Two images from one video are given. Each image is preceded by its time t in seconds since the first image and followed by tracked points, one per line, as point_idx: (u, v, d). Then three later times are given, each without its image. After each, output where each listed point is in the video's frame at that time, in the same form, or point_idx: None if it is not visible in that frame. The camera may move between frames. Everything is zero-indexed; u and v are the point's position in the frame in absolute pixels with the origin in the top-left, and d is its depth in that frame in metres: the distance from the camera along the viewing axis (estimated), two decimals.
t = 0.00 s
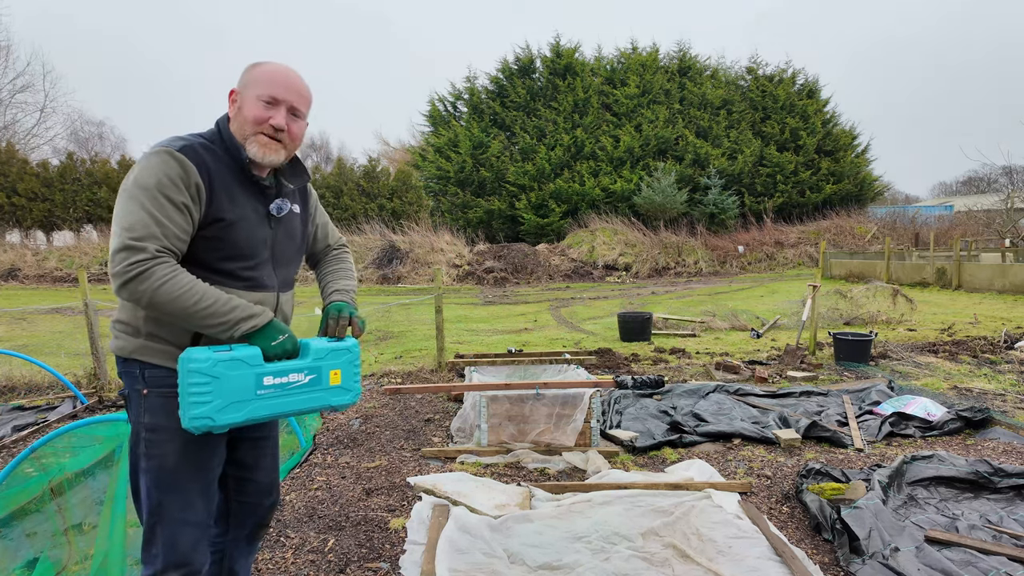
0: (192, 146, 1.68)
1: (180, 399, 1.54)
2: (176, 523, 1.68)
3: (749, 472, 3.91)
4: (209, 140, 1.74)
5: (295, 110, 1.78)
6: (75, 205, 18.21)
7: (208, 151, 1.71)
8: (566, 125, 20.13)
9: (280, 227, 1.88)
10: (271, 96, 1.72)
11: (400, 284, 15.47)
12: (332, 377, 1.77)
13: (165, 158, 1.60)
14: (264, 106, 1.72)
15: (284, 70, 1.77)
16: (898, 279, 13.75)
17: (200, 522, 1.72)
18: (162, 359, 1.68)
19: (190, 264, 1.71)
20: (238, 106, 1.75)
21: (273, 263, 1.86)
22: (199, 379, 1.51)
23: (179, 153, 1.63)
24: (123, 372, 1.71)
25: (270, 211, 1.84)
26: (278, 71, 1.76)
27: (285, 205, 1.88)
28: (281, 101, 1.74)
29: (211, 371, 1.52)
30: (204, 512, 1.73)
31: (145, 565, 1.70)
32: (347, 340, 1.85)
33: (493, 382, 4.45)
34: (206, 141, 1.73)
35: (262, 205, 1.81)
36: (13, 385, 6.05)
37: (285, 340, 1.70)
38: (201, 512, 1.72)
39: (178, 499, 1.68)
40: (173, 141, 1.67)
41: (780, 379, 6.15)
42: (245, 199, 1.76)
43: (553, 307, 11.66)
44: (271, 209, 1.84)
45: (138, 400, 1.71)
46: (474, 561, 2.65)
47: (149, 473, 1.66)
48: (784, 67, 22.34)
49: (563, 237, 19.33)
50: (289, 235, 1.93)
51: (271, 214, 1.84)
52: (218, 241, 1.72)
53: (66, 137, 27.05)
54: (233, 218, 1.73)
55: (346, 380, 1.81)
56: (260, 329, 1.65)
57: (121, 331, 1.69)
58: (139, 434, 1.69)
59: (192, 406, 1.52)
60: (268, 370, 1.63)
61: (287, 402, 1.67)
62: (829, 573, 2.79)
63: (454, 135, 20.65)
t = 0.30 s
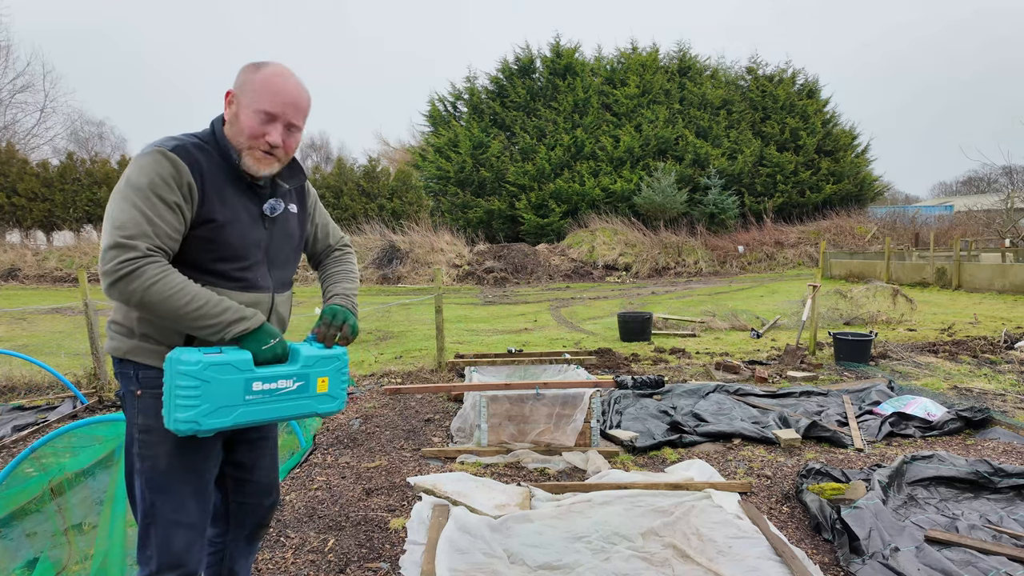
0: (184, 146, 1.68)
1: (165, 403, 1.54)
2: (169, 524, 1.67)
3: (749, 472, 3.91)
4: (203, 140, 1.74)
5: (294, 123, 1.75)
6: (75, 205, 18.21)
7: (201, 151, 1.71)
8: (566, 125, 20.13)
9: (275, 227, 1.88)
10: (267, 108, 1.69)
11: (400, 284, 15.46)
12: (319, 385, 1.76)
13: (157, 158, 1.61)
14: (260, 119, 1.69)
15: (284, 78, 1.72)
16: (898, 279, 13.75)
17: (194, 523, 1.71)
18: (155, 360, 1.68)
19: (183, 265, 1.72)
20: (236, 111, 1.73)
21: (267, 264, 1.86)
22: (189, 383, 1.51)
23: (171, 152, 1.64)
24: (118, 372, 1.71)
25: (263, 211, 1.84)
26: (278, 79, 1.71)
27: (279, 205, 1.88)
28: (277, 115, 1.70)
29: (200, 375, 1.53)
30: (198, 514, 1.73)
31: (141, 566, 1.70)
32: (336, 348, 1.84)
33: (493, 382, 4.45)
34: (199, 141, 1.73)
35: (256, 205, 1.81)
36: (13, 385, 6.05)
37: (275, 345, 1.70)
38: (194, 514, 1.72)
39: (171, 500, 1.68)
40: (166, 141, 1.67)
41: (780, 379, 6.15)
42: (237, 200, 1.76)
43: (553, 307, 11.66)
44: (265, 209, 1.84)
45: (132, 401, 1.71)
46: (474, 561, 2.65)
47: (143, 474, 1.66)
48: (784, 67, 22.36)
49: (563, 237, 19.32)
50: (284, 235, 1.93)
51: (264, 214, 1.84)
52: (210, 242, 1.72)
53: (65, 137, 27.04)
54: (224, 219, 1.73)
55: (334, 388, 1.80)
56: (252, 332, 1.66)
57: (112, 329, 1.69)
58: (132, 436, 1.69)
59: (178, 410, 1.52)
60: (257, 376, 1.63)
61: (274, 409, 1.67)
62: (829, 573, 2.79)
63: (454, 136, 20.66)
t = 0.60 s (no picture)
0: (185, 148, 1.67)
1: (187, 409, 1.54)
2: (169, 524, 1.67)
3: (749, 472, 3.91)
4: (205, 143, 1.73)
5: (302, 141, 1.74)
6: (75, 205, 18.20)
7: (202, 154, 1.70)
8: (566, 125, 20.13)
9: (274, 229, 1.88)
10: (279, 132, 1.67)
11: (400, 284, 15.47)
12: (338, 378, 1.79)
13: (159, 160, 1.61)
14: (273, 142, 1.69)
15: (297, 99, 1.69)
16: (898, 279, 13.76)
17: (193, 524, 1.71)
18: (154, 360, 1.67)
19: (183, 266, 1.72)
20: (244, 126, 1.70)
21: (267, 265, 1.87)
22: (214, 380, 1.53)
23: (173, 155, 1.64)
24: (117, 373, 1.71)
25: (264, 213, 1.84)
26: (292, 100, 1.68)
27: (280, 207, 1.88)
28: (292, 141, 1.71)
29: (224, 371, 1.54)
30: (198, 514, 1.72)
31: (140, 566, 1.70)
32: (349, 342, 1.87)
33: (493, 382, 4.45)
34: (200, 143, 1.72)
35: (256, 208, 1.81)
36: (13, 385, 6.06)
37: (291, 341, 1.71)
38: (194, 514, 1.72)
39: (172, 500, 1.68)
40: (167, 143, 1.67)
41: (780, 379, 6.15)
42: (239, 203, 1.76)
43: (553, 307, 11.66)
44: (265, 211, 1.84)
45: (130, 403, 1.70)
46: (474, 561, 2.65)
47: (143, 475, 1.66)
48: (784, 66, 22.36)
49: (563, 237, 19.32)
50: (283, 236, 1.94)
51: (265, 217, 1.84)
52: (211, 244, 1.72)
53: (66, 137, 27.04)
54: (226, 221, 1.73)
55: (351, 380, 1.82)
56: (265, 330, 1.68)
57: (112, 332, 1.69)
58: (132, 436, 1.69)
59: (203, 411, 1.52)
60: (278, 370, 1.65)
61: (297, 403, 1.68)
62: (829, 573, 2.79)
63: (454, 136, 20.67)
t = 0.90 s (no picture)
0: (190, 146, 1.67)
1: (219, 379, 1.54)
2: (176, 525, 1.67)
3: (749, 472, 3.91)
4: (207, 141, 1.73)
5: (302, 133, 1.74)
6: (75, 205, 18.20)
7: (206, 151, 1.70)
8: (566, 125, 20.13)
9: (275, 227, 1.89)
10: (280, 123, 1.67)
11: (400, 284, 15.47)
12: (346, 374, 1.81)
13: (168, 157, 1.61)
14: (272, 134, 1.68)
15: (296, 94, 1.70)
16: (898, 279, 13.76)
17: (200, 523, 1.71)
18: (163, 360, 1.67)
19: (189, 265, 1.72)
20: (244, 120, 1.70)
21: (270, 263, 1.88)
22: (255, 351, 1.53)
23: (180, 153, 1.63)
24: (122, 375, 1.70)
25: (265, 211, 1.84)
26: (291, 95, 1.69)
27: (281, 204, 1.89)
28: (291, 133, 1.70)
29: (263, 345, 1.54)
30: (204, 514, 1.73)
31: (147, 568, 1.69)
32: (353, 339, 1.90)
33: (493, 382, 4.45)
34: (203, 141, 1.72)
35: (258, 206, 1.82)
36: (13, 385, 6.06)
37: (311, 327, 1.73)
38: (201, 514, 1.72)
39: (179, 500, 1.68)
40: (173, 141, 1.66)
41: (780, 379, 6.15)
42: (242, 200, 1.77)
43: (553, 307, 11.66)
44: (266, 209, 1.85)
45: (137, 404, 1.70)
46: (474, 561, 2.65)
47: (150, 475, 1.66)
48: (784, 67, 22.36)
49: (563, 237, 19.31)
50: (284, 234, 1.95)
51: (266, 214, 1.85)
52: (218, 242, 1.72)
53: (66, 137, 27.06)
54: (232, 218, 1.74)
55: (356, 378, 1.84)
56: (284, 313, 1.69)
57: (118, 333, 1.69)
58: (139, 437, 1.69)
59: (237, 381, 1.52)
60: (306, 354, 1.65)
61: (315, 392, 1.68)
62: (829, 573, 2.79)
63: (454, 136, 20.68)
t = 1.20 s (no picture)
0: (193, 142, 1.68)
1: (216, 374, 1.52)
2: (180, 525, 1.67)
3: (749, 472, 3.91)
4: (207, 138, 1.74)
5: (291, 115, 1.78)
6: (75, 205, 18.19)
7: (208, 148, 1.71)
8: (566, 125, 20.12)
9: (276, 225, 1.90)
10: (269, 100, 1.73)
11: (400, 284, 15.47)
12: (334, 388, 1.83)
13: (172, 152, 1.61)
14: (260, 110, 1.72)
15: (279, 76, 1.76)
16: (898, 279, 13.76)
17: (204, 523, 1.71)
18: (168, 360, 1.67)
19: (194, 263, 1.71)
20: (235, 107, 1.75)
21: (272, 262, 1.87)
22: (256, 354, 1.54)
23: (183, 148, 1.64)
24: (126, 375, 1.70)
25: (266, 209, 1.85)
26: (274, 76, 1.76)
27: (282, 202, 1.89)
28: (277, 107, 1.74)
29: (264, 350, 1.55)
30: (208, 514, 1.73)
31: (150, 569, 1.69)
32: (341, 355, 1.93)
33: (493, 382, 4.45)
34: (204, 139, 1.73)
35: (259, 203, 1.83)
36: (13, 385, 6.06)
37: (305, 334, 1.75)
38: (205, 514, 1.72)
39: (184, 500, 1.68)
40: (175, 140, 1.66)
41: (780, 379, 6.15)
42: (242, 197, 1.77)
43: (553, 307, 11.66)
44: (268, 207, 1.85)
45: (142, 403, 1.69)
46: (474, 561, 2.65)
47: (155, 475, 1.66)
48: (784, 67, 22.36)
49: (563, 237, 19.30)
50: (285, 233, 1.95)
51: (268, 212, 1.85)
52: (221, 239, 1.72)
53: (65, 137, 27.05)
54: (233, 216, 1.73)
55: (342, 392, 1.87)
56: (275, 313, 1.71)
57: (123, 333, 1.68)
58: (143, 437, 1.69)
59: (235, 379, 1.52)
60: (301, 363, 1.67)
61: (305, 400, 1.70)
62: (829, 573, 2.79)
63: (454, 136, 20.68)
